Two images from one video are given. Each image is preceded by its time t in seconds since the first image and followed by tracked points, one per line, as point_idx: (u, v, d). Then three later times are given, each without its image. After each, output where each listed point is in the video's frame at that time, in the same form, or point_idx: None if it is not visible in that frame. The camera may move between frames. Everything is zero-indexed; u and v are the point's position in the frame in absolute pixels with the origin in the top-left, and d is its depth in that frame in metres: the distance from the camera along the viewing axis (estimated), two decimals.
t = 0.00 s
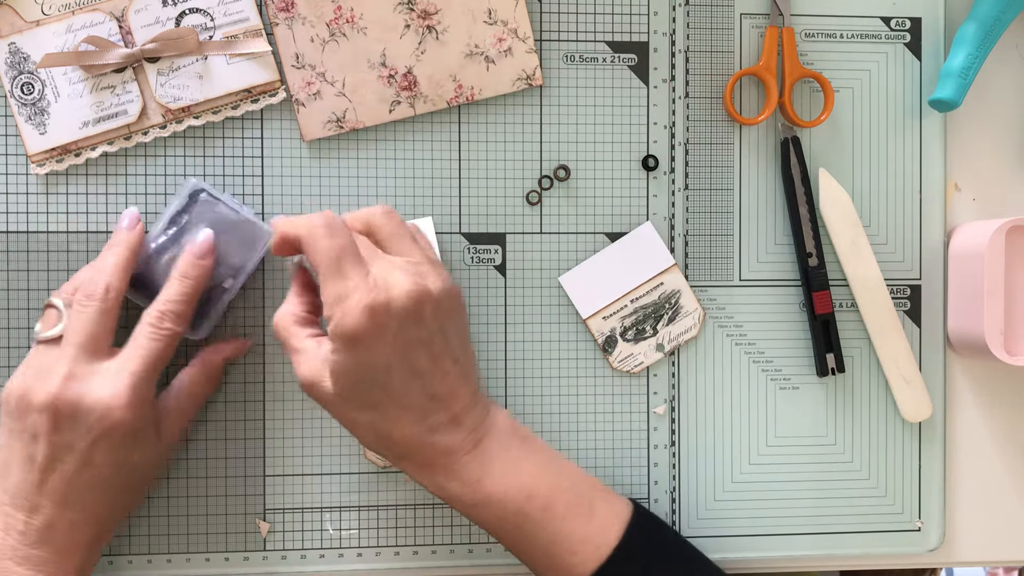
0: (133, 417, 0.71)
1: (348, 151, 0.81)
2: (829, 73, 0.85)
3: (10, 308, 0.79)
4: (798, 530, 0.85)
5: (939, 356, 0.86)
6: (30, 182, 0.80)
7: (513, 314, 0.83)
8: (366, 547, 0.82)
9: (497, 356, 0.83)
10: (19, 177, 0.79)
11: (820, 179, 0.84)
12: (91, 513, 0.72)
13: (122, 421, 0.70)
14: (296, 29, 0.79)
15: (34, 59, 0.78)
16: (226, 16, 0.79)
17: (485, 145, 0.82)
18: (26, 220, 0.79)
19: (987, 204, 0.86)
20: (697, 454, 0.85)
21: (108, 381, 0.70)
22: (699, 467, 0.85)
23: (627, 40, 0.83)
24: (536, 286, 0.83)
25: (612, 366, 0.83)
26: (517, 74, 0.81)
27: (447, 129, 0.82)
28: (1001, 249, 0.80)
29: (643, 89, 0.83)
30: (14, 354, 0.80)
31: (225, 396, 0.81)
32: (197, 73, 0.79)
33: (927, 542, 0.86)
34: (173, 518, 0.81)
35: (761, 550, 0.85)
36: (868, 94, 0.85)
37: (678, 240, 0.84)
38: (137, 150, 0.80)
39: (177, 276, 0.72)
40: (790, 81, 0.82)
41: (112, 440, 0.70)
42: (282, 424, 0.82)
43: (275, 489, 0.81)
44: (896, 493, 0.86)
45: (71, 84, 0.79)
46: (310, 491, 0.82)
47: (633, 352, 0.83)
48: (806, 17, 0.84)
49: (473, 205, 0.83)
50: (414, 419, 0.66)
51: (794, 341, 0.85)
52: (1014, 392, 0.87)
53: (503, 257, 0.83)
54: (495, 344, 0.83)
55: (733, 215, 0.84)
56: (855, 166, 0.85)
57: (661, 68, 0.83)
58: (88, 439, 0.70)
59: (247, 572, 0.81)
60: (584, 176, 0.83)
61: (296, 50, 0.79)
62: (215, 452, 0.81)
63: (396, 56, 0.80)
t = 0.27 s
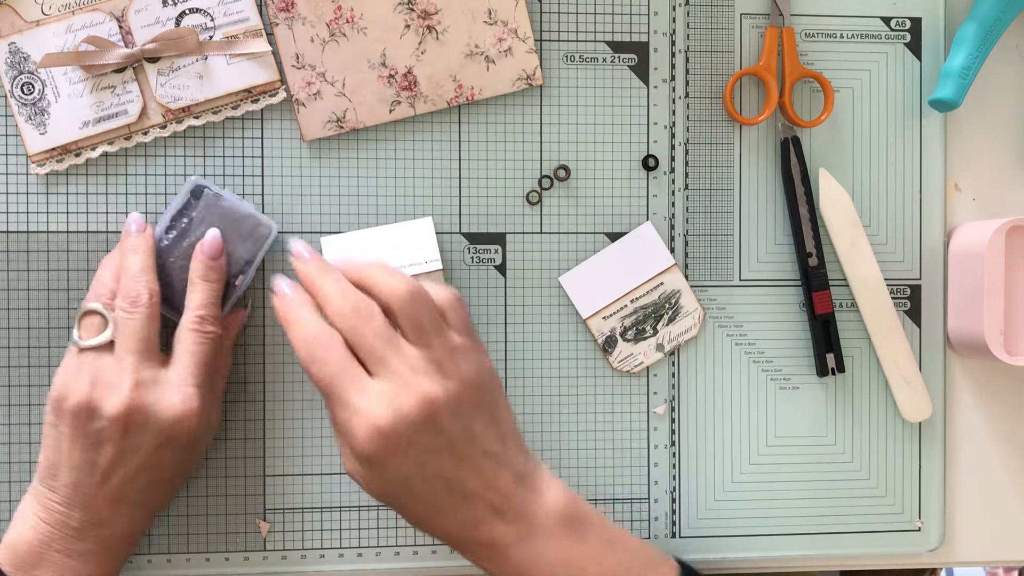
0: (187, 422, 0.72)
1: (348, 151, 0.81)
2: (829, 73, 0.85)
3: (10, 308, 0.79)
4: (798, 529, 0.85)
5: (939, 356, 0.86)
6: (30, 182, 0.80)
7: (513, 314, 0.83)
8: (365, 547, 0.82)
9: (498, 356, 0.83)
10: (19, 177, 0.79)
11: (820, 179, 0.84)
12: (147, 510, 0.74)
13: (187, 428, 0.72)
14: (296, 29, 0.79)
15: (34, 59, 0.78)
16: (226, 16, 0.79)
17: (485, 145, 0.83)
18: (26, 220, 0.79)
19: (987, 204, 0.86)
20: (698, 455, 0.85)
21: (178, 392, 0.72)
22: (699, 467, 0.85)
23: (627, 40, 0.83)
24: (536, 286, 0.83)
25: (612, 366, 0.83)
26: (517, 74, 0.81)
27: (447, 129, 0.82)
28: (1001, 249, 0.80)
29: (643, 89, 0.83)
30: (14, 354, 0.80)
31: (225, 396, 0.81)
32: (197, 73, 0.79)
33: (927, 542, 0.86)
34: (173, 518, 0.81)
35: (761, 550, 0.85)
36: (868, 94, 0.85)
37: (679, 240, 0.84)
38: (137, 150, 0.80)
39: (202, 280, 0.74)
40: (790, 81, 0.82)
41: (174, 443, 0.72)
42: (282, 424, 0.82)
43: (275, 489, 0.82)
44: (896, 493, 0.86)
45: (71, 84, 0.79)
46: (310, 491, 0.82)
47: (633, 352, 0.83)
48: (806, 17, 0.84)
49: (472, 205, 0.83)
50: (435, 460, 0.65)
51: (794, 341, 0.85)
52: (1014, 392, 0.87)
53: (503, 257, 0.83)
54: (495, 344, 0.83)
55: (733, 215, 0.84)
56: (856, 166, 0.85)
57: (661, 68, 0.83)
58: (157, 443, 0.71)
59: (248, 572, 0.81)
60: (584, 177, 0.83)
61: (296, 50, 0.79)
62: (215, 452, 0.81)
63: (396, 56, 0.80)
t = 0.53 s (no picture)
0: (157, 371, 0.52)
1: (348, 151, 0.81)
2: (829, 73, 0.85)
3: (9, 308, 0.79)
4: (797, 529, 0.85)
5: (939, 356, 0.86)
6: (30, 182, 0.80)
7: (513, 314, 0.83)
8: (365, 547, 0.82)
9: (498, 356, 0.83)
10: (19, 177, 0.79)
11: (819, 179, 0.84)
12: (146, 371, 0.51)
13: (94, 316, 0.48)
14: (296, 29, 0.79)
15: (34, 59, 0.78)
16: (226, 16, 0.79)
17: (485, 145, 0.83)
18: (26, 220, 0.79)
19: (987, 204, 0.86)
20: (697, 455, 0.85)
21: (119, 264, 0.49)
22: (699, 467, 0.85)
23: (627, 40, 0.83)
24: (536, 286, 0.83)
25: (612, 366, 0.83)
26: (517, 74, 0.81)
27: (447, 129, 0.82)
28: (1002, 249, 0.80)
29: (643, 89, 0.83)
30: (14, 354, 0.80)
31: (225, 396, 0.81)
32: (197, 73, 0.79)
33: (927, 542, 0.86)
34: (173, 517, 0.81)
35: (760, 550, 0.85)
36: (868, 94, 0.85)
37: (678, 240, 0.84)
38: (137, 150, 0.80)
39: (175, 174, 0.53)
40: (790, 81, 0.82)
41: (111, 341, 0.48)
42: (282, 424, 0.82)
43: (275, 489, 0.82)
44: (895, 493, 0.86)
45: (71, 84, 0.79)
46: (310, 491, 0.82)
47: (633, 352, 0.83)
48: (806, 17, 0.84)
49: (472, 205, 0.83)
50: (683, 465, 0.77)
51: (793, 341, 0.85)
52: (1014, 392, 0.87)
53: (503, 258, 0.83)
54: (495, 344, 0.83)
55: (732, 215, 0.84)
56: (855, 166, 0.85)
57: (661, 68, 0.83)
58: (86, 335, 0.48)
59: (248, 572, 0.81)
60: (584, 177, 0.83)
61: (296, 51, 0.79)
62: (215, 452, 0.81)
63: (396, 57, 0.80)
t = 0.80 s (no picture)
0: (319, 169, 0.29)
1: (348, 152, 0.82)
2: (829, 73, 0.85)
3: (9, 308, 0.79)
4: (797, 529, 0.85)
5: (939, 355, 0.86)
6: (30, 182, 0.80)
7: (513, 314, 0.83)
8: (365, 547, 0.82)
9: (497, 356, 0.83)
10: (19, 177, 0.79)
11: (819, 179, 0.84)
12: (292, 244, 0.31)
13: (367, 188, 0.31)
14: (296, 29, 0.79)
15: (34, 59, 0.78)
16: (226, 16, 0.79)
17: (485, 145, 0.83)
18: (26, 220, 0.79)
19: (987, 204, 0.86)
20: (698, 456, 0.85)
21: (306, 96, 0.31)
22: (699, 468, 0.85)
23: (627, 40, 0.83)
24: (536, 286, 0.83)
25: (612, 366, 0.83)
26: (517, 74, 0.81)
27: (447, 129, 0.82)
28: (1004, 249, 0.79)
29: (643, 89, 0.83)
30: (14, 354, 0.80)
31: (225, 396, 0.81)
32: (197, 73, 0.79)
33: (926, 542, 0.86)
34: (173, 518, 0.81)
35: (760, 550, 0.85)
36: (868, 94, 0.85)
37: (678, 240, 0.84)
38: (138, 150, 0.80)
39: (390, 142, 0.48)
40: (790, 81, 0.82)
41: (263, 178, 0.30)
42: (282, 424, 0.82)
43: (275, 489, 0.82)
44: (896, 493, 0.86)
45: (71, 84, 0.79)
46: (311, 491, 0.82)
47: (633, 352, 0.83)
48: (806, 17, 0.84)
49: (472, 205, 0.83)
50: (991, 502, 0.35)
51: (794, 341, 0.85)
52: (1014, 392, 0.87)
53: (503, 258, 0.83)
54: (495, 345, 0.83)
55: (733, 215, 0.84)
56: (855, 166, 0.85)
57: (661, 68, 0.83)
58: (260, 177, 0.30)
59: (248, 572, 0.82)
60: (584, 176, 0.83)
61: (296, 51, 0.80)
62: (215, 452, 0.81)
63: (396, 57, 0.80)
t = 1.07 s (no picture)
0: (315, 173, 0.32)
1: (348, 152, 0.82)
2: (829, 73, 0.85)
3: (9, 307, 0.79)
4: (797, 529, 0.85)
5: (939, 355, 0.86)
6: (31, 182, 0.80)
7: (513, 314, 0.83)
8: (365, 547, 0.82)
9: (497, 356, 0.83)
10: (19, 177, 0.79)
11: (819, 179, 0.84)
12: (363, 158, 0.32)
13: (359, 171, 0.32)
14: (296, 29, 0.79)
15: (34, 59, 0.78)
16: (226, 16, 0.79)
17: (485, 145, 0.83)
18: (26, 220, 0.79)
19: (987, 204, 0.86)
20: (697, 456, 0.85)
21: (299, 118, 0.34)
22: (699, 467, 0.85)
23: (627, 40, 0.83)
24: (536, 286, 0.83)
25: (612, 365, 0.83)
26: (517, 74, 0.81)
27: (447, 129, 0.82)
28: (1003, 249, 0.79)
29: (643, 89, 0.83)
30: (14, 354, 0.80)
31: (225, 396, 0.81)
32: (197, 73, 0.79)
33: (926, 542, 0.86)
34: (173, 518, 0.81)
35: (760, 550, 0.85)
36: (867, 94, 0.85)
37: (678, 240, 0.84)
38: (138, 150, 0.80)
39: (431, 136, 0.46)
40: (790, 81, 0.82)
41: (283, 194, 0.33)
42: (282, 424, 0.82)
43: (275, 489, 0.81)
44: (896, 494, 0.86)
45: (71, 84, 0.79)
46: (310, 491, 0.82)
47: (633, 352, 0.83)
48: (805, 17, 0.84)
49: (472, 205, 0.83)
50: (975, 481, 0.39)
51: (794, 341, 0.85)
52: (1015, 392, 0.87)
53: (503, 257, 0.83)
54: (495, 344, 0.83)
55: (733, 214, 0.84)
56: (855, 166, 0.85)
57: (661, 68, 0.83)
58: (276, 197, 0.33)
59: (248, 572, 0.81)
60: (584, 176, 0.83)
61: (296, 51, 0.80)
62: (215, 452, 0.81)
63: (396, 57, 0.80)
